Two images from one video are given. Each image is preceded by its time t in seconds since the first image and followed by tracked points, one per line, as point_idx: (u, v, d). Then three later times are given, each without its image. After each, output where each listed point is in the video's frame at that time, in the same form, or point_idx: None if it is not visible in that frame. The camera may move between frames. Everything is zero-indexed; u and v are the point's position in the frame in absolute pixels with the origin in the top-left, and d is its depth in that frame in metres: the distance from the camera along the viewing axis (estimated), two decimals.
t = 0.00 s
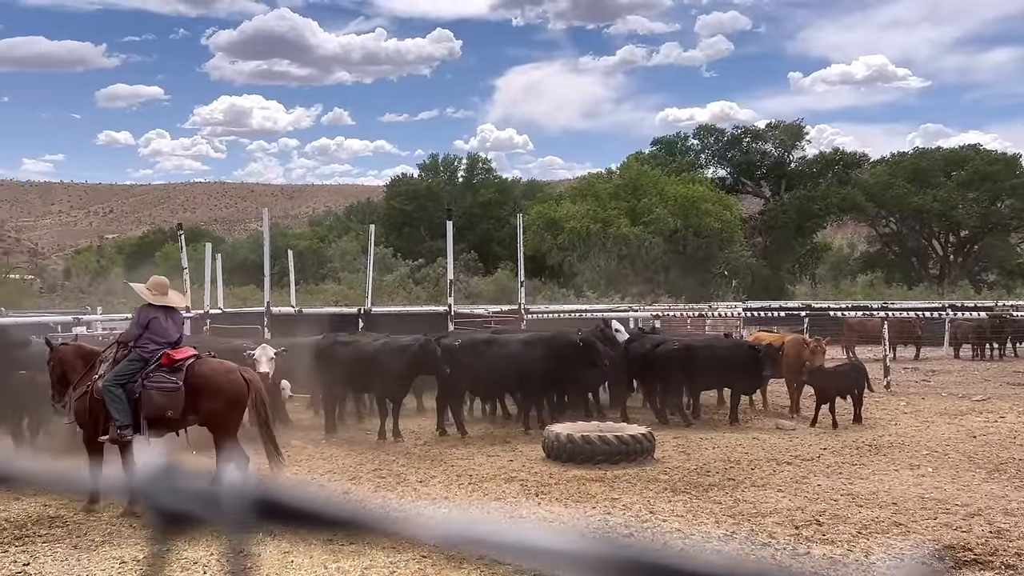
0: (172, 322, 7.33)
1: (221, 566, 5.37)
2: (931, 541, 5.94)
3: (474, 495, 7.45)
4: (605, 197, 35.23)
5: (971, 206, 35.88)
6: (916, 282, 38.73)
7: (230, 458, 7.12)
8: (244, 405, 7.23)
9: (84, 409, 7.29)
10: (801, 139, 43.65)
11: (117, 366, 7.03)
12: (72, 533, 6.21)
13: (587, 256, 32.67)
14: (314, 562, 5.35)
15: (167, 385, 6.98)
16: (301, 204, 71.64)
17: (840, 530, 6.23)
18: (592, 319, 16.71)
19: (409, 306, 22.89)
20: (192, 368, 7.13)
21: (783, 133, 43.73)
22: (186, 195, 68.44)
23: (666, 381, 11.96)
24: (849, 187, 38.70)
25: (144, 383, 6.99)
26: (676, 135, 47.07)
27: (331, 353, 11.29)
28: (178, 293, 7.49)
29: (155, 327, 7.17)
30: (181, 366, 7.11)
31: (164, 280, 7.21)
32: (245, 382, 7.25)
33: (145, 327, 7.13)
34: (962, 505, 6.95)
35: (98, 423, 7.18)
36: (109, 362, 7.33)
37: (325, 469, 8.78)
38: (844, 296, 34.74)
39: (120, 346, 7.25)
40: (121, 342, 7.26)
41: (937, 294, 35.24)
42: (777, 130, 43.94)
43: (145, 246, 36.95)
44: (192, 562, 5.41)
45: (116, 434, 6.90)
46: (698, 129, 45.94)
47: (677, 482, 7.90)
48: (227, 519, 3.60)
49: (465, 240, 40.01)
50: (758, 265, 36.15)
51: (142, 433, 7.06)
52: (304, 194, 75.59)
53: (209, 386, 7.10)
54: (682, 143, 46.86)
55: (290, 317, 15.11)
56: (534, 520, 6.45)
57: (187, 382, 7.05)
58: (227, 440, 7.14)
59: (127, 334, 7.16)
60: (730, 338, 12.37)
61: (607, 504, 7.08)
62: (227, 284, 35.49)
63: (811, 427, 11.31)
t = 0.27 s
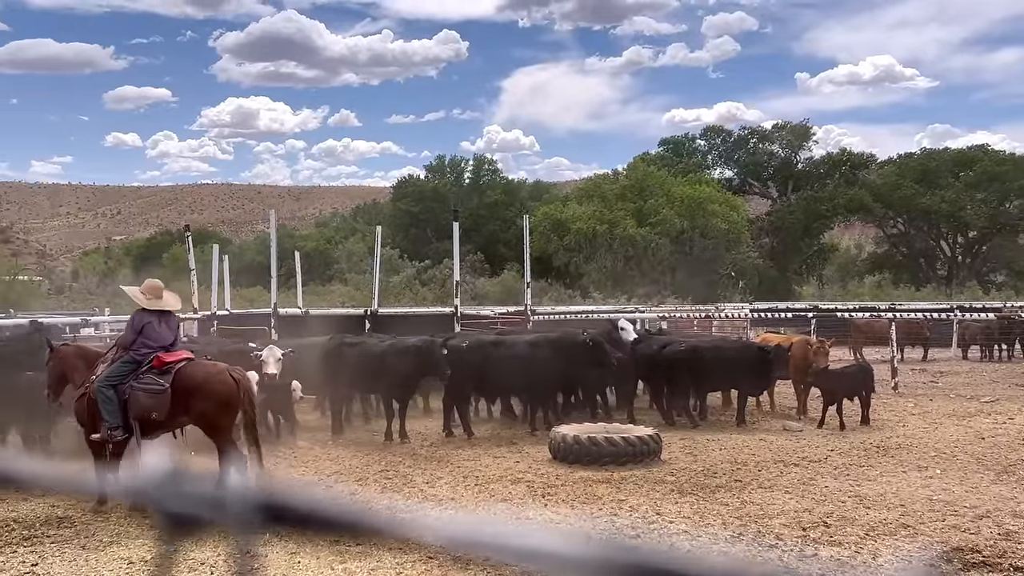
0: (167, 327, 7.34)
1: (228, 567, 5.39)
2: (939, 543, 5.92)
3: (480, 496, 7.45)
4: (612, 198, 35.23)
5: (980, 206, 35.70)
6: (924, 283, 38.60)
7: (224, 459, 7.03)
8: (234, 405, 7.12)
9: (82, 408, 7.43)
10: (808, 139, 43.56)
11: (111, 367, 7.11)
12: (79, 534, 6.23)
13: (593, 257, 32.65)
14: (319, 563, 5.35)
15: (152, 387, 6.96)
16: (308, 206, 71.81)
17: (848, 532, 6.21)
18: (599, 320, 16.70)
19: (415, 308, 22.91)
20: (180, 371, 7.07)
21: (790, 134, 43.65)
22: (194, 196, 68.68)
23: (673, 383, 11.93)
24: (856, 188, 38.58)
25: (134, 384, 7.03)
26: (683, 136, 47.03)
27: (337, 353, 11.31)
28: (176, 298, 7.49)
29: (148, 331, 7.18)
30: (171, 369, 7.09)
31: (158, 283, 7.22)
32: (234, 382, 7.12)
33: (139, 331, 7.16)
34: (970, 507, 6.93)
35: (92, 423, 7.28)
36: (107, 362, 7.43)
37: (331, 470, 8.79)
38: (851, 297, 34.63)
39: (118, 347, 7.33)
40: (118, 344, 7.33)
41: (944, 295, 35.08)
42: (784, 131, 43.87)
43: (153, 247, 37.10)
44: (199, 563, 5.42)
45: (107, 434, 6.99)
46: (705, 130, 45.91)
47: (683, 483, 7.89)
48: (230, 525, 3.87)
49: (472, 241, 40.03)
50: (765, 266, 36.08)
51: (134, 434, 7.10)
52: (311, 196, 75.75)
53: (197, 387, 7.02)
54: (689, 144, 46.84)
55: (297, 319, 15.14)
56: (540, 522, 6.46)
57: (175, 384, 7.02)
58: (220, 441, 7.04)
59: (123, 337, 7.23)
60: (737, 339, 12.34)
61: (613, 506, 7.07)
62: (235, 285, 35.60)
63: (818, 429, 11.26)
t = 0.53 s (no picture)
0: (163, 328, 7.35)
1: (234, 567, 5.40)
2: (946, 544, 5.90)
3: (485, 497, 7.45)
4: (616, 199, 35.21)
5: (985, 207, 35.59)
6: (929, 283, 38.52)
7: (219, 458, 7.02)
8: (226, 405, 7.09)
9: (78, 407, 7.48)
10: (813, 140, 43.51)
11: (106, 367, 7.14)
12: (85, 535, 6.24)
13: (598, 257, 32.62)
14: (325, 564, 5.36)
15: (144, 386, 6.96)
16: (313, 207, 71.92)
17: (853, 533, 6.20)
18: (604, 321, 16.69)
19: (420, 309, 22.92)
20: (172, 371, 7.06)
21: (795, 134, 43.60)
22: (199, 198, 68.86)
23: (678, 384, 11.93)
24: (861, 189, 38.50)
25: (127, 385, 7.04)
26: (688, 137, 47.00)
27: (343, 355, 11.34)
28: (169, 299, 7.47)
29: (144, 333, 7.20)
30: (164, 370, 7.07)
31: (152, 284, 7.18)
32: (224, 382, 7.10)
33: (135, 333, 7.17)
34: (976, 508, 6.91)
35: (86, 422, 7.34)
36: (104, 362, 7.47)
37: (335, 471, 8.80)
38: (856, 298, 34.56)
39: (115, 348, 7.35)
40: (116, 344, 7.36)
41: (949, 295, 34.99)
42: (789, 132, 43.82)
43: (158, 248, 37.19)
44: (204, 563, 5.44)
45: (96, 432, 7.01)
46: (710, 131, 45.88)
47: (689, 484, 7.88)
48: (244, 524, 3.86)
49: (476, 242, 40.04)
50: (770, 267, 36.03)
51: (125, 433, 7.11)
52: (316, 196, 75.87)
53: (187, 387, 6.99)
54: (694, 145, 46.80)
55: (302, 320, 15.17)
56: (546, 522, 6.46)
57: (166, 385, 7.00)
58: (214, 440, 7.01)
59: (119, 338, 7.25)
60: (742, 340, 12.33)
61: (618, 507, 7.06)
62: (240, 286, 35.67)
63: (823, 430, 11.24)
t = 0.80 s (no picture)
0: (159, 329, 7.38)
1: (238, 567, 5.42)
2: (950, 545, 5.89)
3: (489, 498, 7.46)
4: (620, 200, 35.20)
5: (989, 207, 35.51)
6: (933, 284, 38.45)
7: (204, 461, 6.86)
8: (212, 408, 6.97)
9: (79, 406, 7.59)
10: (817, 140, 43.49)
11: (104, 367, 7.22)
12: (89, 535, 6.25)
13: (602, 258, 32.56)
14: (329, 565, 5.35)
15: (136, 385, 6.95)
16: (317, 207, 71.98)
17: (857, 534, 6.19)
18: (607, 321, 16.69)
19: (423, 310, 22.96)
20: (163, 372, 7.04)
21: (799, 134, 43.58)
22: (203, 199, 68.96)
23: (681, 385, 11.92)
24: (865, 189, 38.43)
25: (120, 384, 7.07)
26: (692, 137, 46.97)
27: (346, 355, 11.35)
28: (162, 300, 7.57)
29: (138, 334, 7.23)
30: (156, 370, 7.06)
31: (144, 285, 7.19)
32: (211, 385, 6.98)
33: (130, 333, 7.22)
34: (980, 509, 6.90)
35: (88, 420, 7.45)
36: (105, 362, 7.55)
37: (339, 472, 8.80)
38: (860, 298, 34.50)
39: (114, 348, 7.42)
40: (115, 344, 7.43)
41: (953, 296, 34.94)
42: (793, 132, 43.79)
43: (163, 249, 37.25)
44: (208, 564, 5.44)
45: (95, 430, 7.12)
46: (714, 131, 45.85)
47: (692, 485, 7.88)
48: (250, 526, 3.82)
49: (480, 243, 40.05)
50: (774, 268, 35.98)
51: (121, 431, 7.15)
52: (320, 197, 75.96)
53: (175, 388, 6.94)
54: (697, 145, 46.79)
55: (306, 320, 15.19)
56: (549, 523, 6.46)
57: (157, 384, 6.98)
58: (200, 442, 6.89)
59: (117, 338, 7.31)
60: (747, 341, 12.32)
61: (622, 508, 7.06)
62: (244, 287, 35.70)
63: (827, 431, 11.22)
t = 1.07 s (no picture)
0: (149, 330, 7.51)
1: (240, 567, 5.42)
2: (952, 546, 5.88)
3: (490, 498, 7.46)
4: (621, 200, 35.20)
5: (991, 208, 35.49)
6: (935, 284, 38.42)
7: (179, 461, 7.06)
8: (192, 408, 7.15)
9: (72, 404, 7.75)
10: (819, 141, 43.50)
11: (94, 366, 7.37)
12: (92, 536, 6.26)
13: (603, 258, 32.47)
14: (332, 565, 5.36)
15: (121, 384, 7.14)
16: (319, 208, 72.01)
17: (860, 534, 6.19)
18: (609, 321, 16.70)
19: (424, 309, 23.01)
20: (149, 372, 7.21)
21: (800, 135, 43.59)
22: (205, 200, 69.01)
23: (683, 386, 11.91)
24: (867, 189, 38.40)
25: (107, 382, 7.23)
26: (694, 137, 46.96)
27: (348, 356, 11.36)
28: (157, 301, 7.68)
29: (130, 335, 7.38)
30: (142, 369, 7.23)
31: (137, 287, 7.33)
32: (191, 386, 7.15)
33: (121, 334, 7.38)
34: (982, 509, 6.89)
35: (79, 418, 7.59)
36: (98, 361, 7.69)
37: (341, 472, 8.81)
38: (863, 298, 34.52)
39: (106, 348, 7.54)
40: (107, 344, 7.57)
41: (955, 296, 34.95)
42: (795, 132, 43.81)
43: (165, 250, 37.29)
44: (210, 565, 5.44)
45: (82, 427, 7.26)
46: (716, 131, 45.85)
47: (694, 485, 7.88)
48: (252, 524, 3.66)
49: (482, 243, 40.07)
50: (776, 267, 35.95)
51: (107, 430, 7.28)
52: (322, 198, 76.02)
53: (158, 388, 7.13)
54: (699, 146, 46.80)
55: (308, 321, 15.21)
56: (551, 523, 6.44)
57: (142, 383, 7.16)
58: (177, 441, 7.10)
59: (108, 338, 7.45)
60: (748, 341, 12.32)
61: (624, 508, 7.06)
62: (246, 288, 35.73)
63: (830, 431, 11.20)
